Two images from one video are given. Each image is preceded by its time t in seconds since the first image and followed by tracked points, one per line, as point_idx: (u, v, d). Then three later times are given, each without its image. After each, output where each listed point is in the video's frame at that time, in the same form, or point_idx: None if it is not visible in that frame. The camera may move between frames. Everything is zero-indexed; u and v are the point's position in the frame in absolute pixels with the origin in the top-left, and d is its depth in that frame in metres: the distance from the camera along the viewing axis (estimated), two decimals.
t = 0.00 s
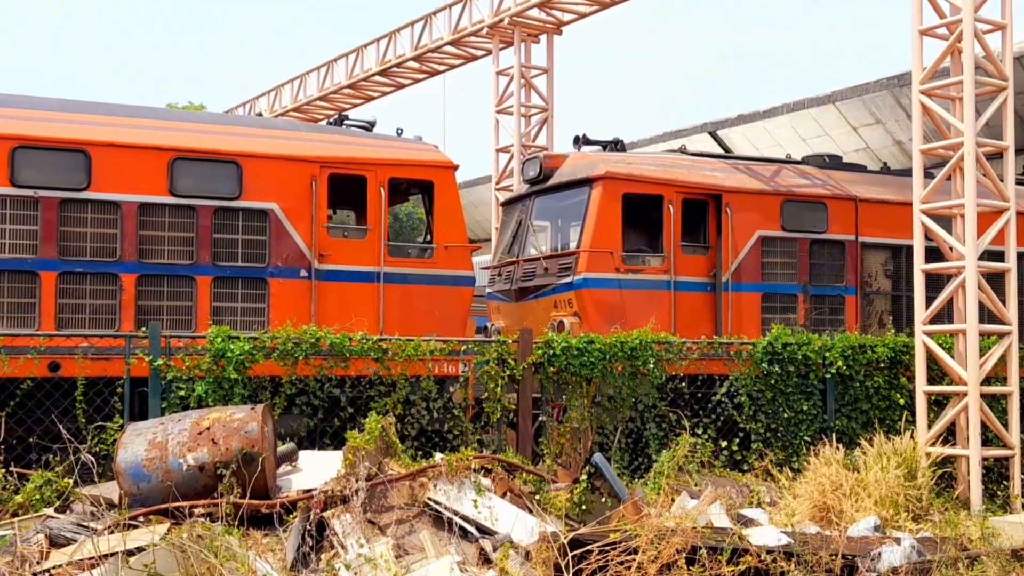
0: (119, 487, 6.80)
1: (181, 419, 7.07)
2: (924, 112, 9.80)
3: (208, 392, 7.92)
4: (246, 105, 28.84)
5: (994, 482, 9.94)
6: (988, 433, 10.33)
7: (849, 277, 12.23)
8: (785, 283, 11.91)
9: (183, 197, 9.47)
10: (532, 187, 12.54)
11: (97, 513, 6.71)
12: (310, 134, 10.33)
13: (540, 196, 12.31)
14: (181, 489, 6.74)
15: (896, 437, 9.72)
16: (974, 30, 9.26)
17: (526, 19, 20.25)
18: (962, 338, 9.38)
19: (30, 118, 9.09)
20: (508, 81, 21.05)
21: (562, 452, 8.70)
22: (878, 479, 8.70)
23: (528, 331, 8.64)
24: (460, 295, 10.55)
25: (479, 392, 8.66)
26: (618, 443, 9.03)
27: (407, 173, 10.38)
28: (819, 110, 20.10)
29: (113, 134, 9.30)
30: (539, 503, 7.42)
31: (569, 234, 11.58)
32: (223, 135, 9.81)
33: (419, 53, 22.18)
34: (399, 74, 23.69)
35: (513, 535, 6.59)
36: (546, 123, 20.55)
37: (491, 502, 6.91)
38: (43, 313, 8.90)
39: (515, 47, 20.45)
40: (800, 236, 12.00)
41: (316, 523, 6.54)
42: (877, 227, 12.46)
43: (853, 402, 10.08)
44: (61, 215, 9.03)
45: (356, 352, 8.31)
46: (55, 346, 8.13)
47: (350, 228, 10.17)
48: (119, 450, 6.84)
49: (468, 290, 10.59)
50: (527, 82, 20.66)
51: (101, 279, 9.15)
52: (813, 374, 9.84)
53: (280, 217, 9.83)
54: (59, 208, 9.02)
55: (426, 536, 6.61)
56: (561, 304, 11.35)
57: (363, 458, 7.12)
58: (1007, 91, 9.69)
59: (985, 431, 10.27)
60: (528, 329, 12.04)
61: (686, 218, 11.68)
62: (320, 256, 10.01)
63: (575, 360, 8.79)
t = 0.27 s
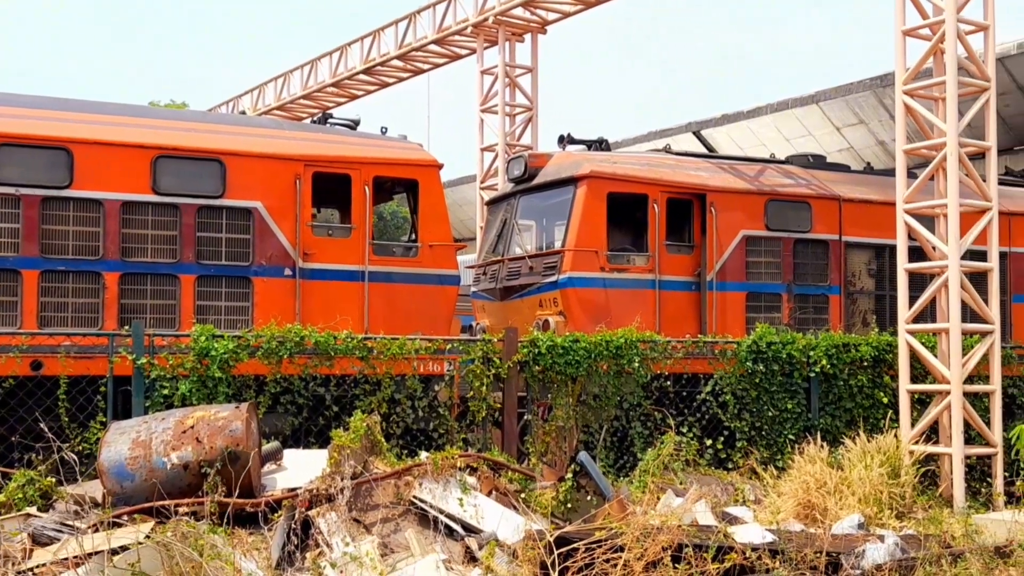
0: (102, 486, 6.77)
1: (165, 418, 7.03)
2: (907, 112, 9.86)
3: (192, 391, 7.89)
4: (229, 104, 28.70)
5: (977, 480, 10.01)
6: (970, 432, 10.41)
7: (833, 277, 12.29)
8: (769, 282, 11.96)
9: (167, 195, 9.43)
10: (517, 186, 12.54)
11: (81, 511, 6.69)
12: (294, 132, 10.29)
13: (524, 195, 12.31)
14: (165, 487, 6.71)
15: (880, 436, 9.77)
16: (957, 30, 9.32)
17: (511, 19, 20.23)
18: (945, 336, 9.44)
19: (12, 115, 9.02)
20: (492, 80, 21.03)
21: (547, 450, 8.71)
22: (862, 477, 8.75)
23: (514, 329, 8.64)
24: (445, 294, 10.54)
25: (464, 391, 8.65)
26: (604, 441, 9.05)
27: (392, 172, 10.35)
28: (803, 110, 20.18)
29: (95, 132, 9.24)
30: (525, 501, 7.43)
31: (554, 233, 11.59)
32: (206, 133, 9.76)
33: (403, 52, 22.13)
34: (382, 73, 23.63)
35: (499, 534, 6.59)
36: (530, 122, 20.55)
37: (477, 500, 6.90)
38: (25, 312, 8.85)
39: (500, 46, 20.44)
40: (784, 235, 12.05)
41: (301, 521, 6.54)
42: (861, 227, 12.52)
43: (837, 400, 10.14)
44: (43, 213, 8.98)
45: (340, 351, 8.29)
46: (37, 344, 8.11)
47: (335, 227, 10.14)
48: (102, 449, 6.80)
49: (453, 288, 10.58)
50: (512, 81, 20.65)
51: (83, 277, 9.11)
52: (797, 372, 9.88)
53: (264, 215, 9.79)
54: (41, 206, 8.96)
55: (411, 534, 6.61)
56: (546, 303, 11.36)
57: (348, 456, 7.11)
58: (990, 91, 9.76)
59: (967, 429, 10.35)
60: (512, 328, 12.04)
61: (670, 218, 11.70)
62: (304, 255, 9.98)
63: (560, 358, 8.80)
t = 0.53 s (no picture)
0: (85, 486, 6.73)
1: (147, 417, 6.99)
2: (890, 112, 9.91)
3: (175, 390, 7.87)
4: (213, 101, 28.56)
5: (959, 478, 10.06)
6: (952, 431, 10.50)
7: (816, 276, 12.35)
8: (752, 281, 12.00)
9: (150, 193, 9.39)
10: (501, 185, 12.55)
11: (64, 511, 6.65)
12: (278, 130, 10.26)
13: (509, 194, 12.31)
14: (148, 487, 6.68)
15: (862, 435, 9.82)
16: (940, 30, 9.38)
17: (495, 17, 20.22)
18: (928, 335, 9.49)
19: None
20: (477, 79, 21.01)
21: (531, 449, 8.70)
22: (844, 476, 8.80)
23: (498, 328, 8.64)
24: (429, 293, 10.53)
25: (448, 390, 8.65)
26: (588, 440, 9.07)
27: (376, 171, 10.33)
28: (786, 110, 20.27)
29: (78, 130, 9.18)
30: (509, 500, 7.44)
31: (539, 232, 11.60)
32: (190, 131, 9.72)
33: (387, 50, 22.08)
34: (367, 71, 23.57)
35: (483, 533, 6.59)
36: (515, 120, 20.55)
37: (461, 499, 6.90)
38: (7, 311, 8.79)
39: (484, 45, 20.42)
40: (767, 234, 12.10)
41: (284, 521, 6.55)
42: (843, 226, 12.58)
43: (820, 399, 10.19)
44: (25, 211, 8.91)
45: (324, 350, 8.27)
46: (19, 343, 8.06)
47: (319, 226, 10.12)
48: (84, 448, 6.76)
49: (438, 287, 10.57)
50: (496, 79, 20.63)
51: (66, 276, 9.05)
52: (780, 371, 9.92)
53: (248, 214, 9.76)
54: (23, 203, 8.90)
55: (395, 533, 6.60)
56: (531, 302, 11.37)
57: (332, 455, 7.09)
58: (972, 91, 9.82)
59: (949, 428, 10.43)
60: (497, 326, 12.05)
61: (654, 217, 11.73)
62: (288, 253, 9.95)
63: (544, 357, 8.81)
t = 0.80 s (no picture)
0: (71, 486, 6.71)
1: (134, 417, 6.96)
2: (876, 112, 9.96)
3: (162, 390, 7.85)
4: (199, 100, 28.45)
5: (943, 477, 10.10)
6: (937, 430, 10.56)
7: (802, 276, 12.39)
8: (739, 281, 12.03)
9: (136, 192, 9.35)
10: (489, 185, 12.54)
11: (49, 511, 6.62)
12: (265, 129, 10.23)
13: (496, 193, 12.31)
14: (134, 487, 6.66)
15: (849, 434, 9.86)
16: (925, 31, 9.43)
17: (483, 17, 20.21)
18: (914, 335, 9.53)
19: None
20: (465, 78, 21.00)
21: (519, 448, 8.70)
22: (830, 475, 8.84)
23: (486, 328, 8.65)
24: (417, 292, 10.51)
25: (435, 389, 8.65)
26: (575, 439, 9.08)
27: (363, 170, 10.32)
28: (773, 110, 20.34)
29: (64, 128, 9.14)
30: (497, 500, 7.45)
31: (526, 232, 11.61)
32: (177, 130, 9.69)
33: (374, 49, 22.04)
34: (354, 70, 23.52)
35: (471, 532, 6.59)
36: (502, 120, 20.55)
37: (448, 499, 6.91)
38: None
39: (472, 44, 20.41)
40: (754, 234, 12.13)
41: (271, 521, 6.55)
42: (830, 226, 12.63)
43: (806, 398, 10.22)
44: (10, 210, 8.87)
45: (311, 349, 8.26)
46: (4, 343, 8.03)
47: (306, 225, 10.10)
48: (70, 448, 6.74)
49: (425, 287, 10.56)
50: (484, 79, 20.62)
51: (51, 275, 9.00)
52: (767, 370, 9.96)
53: (235, 213, 9.73)
54: (8, 202, 8.85)
55: (383, 533, 6.59)
56: (518, 302, 11.38)
57: (319, 455, 7.07)
58: (957, 92, 9.88)
59: (935, 428, 10.49)
60: (484, 326, 12.05)
61: (642, 217, 11.75)
62: (275, 252, 9.92)
63: (532, 357, 8.81)
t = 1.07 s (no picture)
0: (53, 486, 6.68)
1: (117, 416, 6.94)
2: (860, 113, 9.99)
3: (146, 389, 7.81)
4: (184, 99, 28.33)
5: (927, 476, 10.10)
6: (920, 429, 10.61)
7: (787, 275, 12.43)
8: (724, 280, 12.06)
9: (120, 191, 9.30)
10: (474, 184, 12.54)
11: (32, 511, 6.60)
12: (250, 128, 10.20)
13: (482, 193, 12.30)
14: (117, 487, 6.63)
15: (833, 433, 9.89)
16: (909, 32, 9.47)
17: (469, 16, 20.21)
18: (897, 335, 9.58)
19: None
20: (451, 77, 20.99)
21: (503, 448, 8.62)
22: (814, 474, 8.88)
23: (471, 327, 8.66)
24: (402, 291, 10.50)
25: (420, 389, 8.64)
26: (560, 438, 9.08)
27: (348, 169, 10.29)
28: (759, 110, 20.41)
29: (48, 126, 9.09)
30: (482, 499, 7.46)
31: (512, 231, 11.60)
32: (161, 128, 9.64)
33: (360, 48, 22.00)
34: (340, 69, 23.48)
35: (455, 532, 6.59)
36: (488, 119, 20.54)
37: (433, 498, 6.90)
38: None
39: (458, 43, 20.40)
40: (739, 234, 12.17)
41: (256, 520, 6.50)
42: (814, 226, 12.67)
43: (791, 397, 10.25)
44: None
45: (296, 348, 8.24)
46: None
47: (291, 224, 10.07)
48: (53, 448, 6.70)
49: (411, 286, 10.55)
50: (470, 78, 20.61)
51: (35, 274, 8.95)
52: (751, 369, 9.99)
53: (220, 212, 9.69)
54: None
55: (367, 533, 6.58)
56: (504, 301, 11.38)
57: (304, 454, 7.05)
58: (941, 92, 9.92)
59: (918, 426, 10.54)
60: (470, 325, 12.04)
61: (627, 216, 11.76)
62: (260, 251, 9.89)
63: (517, 356, 8.81)
